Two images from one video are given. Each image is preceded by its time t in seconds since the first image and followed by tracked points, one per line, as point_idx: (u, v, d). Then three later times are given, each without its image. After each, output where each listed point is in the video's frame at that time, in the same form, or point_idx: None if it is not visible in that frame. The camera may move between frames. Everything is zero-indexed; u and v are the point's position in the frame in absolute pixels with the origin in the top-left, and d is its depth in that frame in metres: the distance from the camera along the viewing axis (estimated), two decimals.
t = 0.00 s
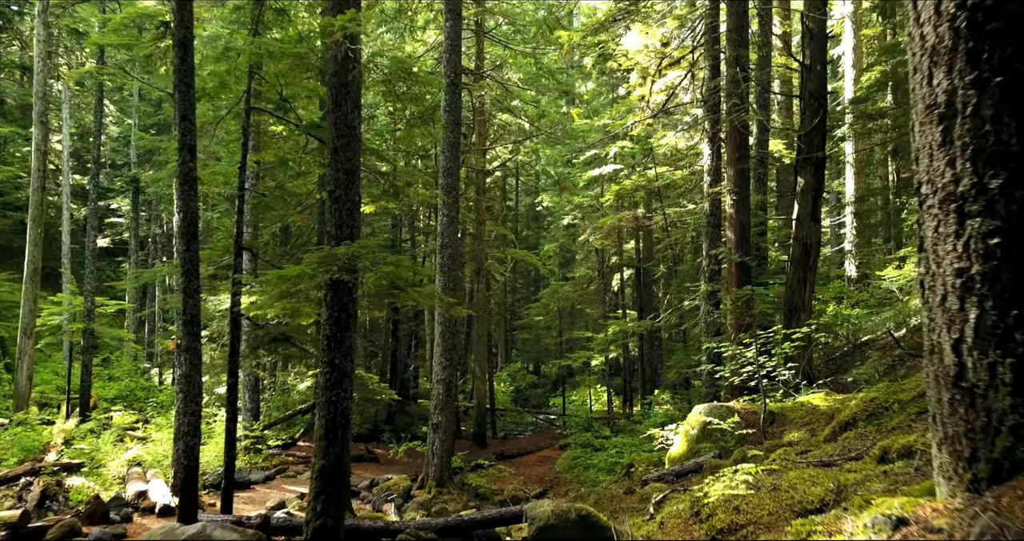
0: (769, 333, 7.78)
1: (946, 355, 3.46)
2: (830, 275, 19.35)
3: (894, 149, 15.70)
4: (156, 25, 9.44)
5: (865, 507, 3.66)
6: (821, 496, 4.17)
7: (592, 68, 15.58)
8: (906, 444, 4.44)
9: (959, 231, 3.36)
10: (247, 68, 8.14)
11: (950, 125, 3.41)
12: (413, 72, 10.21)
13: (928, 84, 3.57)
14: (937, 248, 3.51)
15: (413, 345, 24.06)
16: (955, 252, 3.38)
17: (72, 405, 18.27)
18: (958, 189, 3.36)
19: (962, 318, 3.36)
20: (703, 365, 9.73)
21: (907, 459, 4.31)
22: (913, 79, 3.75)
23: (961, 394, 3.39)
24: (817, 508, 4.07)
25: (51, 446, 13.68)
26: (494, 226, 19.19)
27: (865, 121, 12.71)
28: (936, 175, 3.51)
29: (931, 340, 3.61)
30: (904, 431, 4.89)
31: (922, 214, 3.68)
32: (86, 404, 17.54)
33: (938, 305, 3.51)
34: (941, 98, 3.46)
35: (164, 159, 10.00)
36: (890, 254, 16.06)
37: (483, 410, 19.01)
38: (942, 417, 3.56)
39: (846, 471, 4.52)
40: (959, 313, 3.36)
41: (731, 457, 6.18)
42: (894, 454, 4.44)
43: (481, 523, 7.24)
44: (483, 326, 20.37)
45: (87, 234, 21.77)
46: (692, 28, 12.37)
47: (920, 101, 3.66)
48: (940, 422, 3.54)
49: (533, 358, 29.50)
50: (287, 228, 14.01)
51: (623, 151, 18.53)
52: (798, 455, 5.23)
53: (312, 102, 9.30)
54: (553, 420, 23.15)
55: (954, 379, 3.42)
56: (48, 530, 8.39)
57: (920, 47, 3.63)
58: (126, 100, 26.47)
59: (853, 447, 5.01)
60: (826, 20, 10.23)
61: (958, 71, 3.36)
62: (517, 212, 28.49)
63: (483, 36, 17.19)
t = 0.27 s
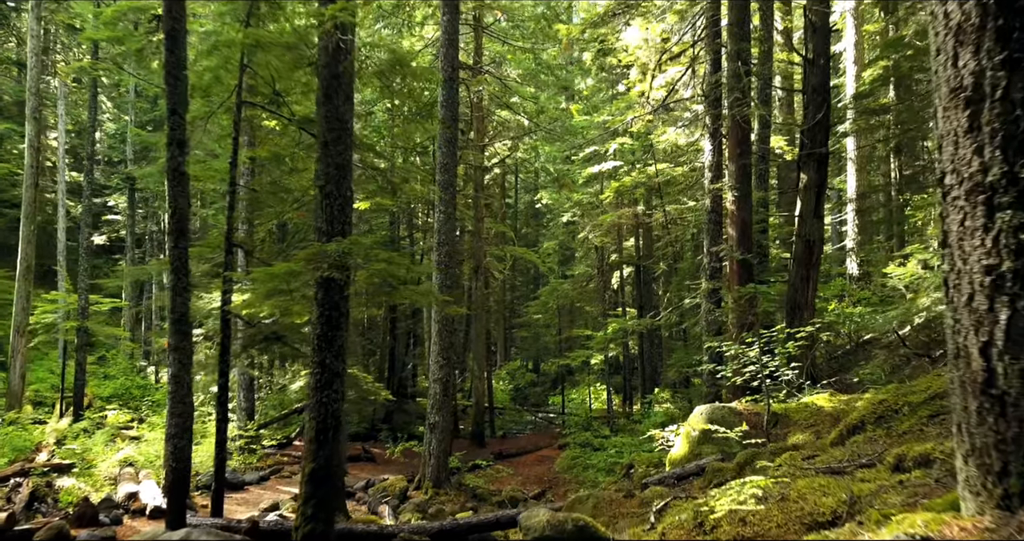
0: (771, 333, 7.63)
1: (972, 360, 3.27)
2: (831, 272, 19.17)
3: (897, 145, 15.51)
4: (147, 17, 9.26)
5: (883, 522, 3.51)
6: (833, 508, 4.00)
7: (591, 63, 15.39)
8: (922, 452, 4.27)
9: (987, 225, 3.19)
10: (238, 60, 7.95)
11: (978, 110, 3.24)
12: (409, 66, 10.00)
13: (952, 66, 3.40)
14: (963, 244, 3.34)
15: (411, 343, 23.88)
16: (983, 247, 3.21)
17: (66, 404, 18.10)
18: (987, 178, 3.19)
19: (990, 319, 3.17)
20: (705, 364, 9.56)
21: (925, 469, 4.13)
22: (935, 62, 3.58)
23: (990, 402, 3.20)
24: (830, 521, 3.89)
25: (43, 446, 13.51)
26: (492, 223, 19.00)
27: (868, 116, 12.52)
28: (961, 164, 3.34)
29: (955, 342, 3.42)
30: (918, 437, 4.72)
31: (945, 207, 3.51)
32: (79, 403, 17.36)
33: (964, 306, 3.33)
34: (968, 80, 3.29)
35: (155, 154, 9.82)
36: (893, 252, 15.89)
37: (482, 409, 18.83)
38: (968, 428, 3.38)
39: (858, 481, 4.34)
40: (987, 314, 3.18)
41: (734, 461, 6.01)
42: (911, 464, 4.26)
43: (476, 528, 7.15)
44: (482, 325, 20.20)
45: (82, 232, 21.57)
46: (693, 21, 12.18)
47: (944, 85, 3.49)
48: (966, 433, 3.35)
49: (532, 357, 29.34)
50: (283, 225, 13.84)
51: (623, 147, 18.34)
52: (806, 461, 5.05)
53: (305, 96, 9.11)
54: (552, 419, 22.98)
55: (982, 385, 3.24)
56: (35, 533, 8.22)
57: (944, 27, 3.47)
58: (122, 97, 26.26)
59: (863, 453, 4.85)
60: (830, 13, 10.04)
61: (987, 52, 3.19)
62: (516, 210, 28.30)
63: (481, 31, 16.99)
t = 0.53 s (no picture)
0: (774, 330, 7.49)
1: (998, 362, 3.12)
2: (833, 268, 19.03)
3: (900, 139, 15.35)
4: (137, 8, 9.09)
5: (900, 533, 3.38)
6: (843, 517, 3.86)
7: (590, 56, 15.23)
8: (937, 456, 4.13)
9: (1015, 216, 3.04)
10: (230, 52, 7.77)
11: (1005, 92, 3.10)
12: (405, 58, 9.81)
13: (976, 46, 3.26)
14: (988, 236, 3.19)
15: (409, 339, 23.76)
16: (1010, 240, 3.06)
17: (62, 401, 17.98)
18: (1014, 165, 3.05)
19: (1018, 319, 3.02)
20: (706, 361, 9.43)
21: (940, 475, 4.00)
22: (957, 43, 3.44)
23: (1017, 407, 3.06)
24: (840, 531, 3.76)
25: (37, 443, 13.39)
26: (491, 219, 18.85)
27: (872, 110, 12.35)
28: (986, 150, 3.20)
29: (977, 342, 3.28)
30: (928, 439, 4.59)
31: (967, 197, 3.37)
32: (74, 399, 17.24)
33: (988, 303, 3.18)
34: (993, 61, 3.15)
35: (147, 148, 9.67)
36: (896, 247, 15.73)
37: (480, 405, 18.71)
38: (992, 435, 3.23)
39: (869, 485, 4.20)
40: (1015, 312, 3.03)
41: (737, 461, 5.87)
42: (924, 468, 4.13)
43: (472, 528, 7.05)
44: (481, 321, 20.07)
45: (77, 227, 21.41)
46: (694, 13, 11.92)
47: (967, 66, 3.34)
48: (991, 441, 3.20)
49: (532, 352, 29.22)
50: (279, 220, 13.69)
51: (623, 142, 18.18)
52: (812, 463, 4.91)
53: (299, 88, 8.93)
54: (552, 415, 22.87)
55: (1008, 390, 3.09)
56: (25, 533, 8.09)
57: (967, 4, 3.33)
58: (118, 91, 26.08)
59: (872, 455, 4.71)
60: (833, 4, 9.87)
61: (1015, 29, 3.04)
62: (515, 204, 28.13)
63: (480, 24, 16.81)
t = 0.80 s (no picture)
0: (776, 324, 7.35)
1: None
2: (834, 261, 18.86)
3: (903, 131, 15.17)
4: None
5: None
6: (854, 523, 3.71)
7: (590, 47, 15.02)
8: (952, 460, 4.03)
9: None
10: (220, 40, 7.58)
11: None
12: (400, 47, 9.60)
13: (1004, 20, 3.10)
14: (1017, 225, 3.04)
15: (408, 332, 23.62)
16: None
17: (58, 395, 17.87)
18: None
19: None
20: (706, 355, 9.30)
21: (956, 481, 3.90)
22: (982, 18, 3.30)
23: None
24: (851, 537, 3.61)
25: (32, 438, 13.27)
26: (490, 211, 18.68)
27: (875, 101, 12.16)
28: (1014, 131, 3.05)
29: (1004, 341, 3.13)
30: (940, 441, 4.45)
31: (993, 183, 3.23)
32: (70, 393, 17.13)
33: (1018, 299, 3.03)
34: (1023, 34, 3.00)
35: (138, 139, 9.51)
36: (898, 240, 15.59)
37: (479, 399, 18.59)
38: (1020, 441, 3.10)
39: (879, 489, 4.06)
40: None
41: (739, 458, 5.74)
42: (939, 473, 4.00)
43: (468, 526, 6.93)
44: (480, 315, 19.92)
45: (73, 220, 21.24)
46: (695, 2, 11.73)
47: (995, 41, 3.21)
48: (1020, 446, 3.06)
49: (531, 346, 29.11)
50: (275, 213, 13.53)
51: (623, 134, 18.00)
52: (818, 463, 4.77)
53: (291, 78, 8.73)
54: (551, 409, 22.76)
55: None
56: (16, 530, 7.97)
57: None
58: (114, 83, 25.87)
59: (880, 456, 4.60)
60: None
61: None
62: (514, 197, 27.93)
63: (478, 15, 16.60)
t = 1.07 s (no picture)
0: (778, 316, 7.18)
1: None
2: (835, 251, 18.71)
3: (907, 119, 14.96)
4: None
5: None
6: (867, 531, 3.50)
7: (590, 34, 14.80)
8: (971, 463, 3.84)
9: None
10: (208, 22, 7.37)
11: None
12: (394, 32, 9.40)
13: None
14: None
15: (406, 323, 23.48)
16: None
17: (53, 386, 17.75)
18: None
19: None
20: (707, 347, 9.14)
21: (977, 485, 3.71)
22: None
23: None
24: None
25: (25, 430, 13.14)
26: (488, 201, 18.50)
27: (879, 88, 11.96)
28: None
29: None
30: (954, 441, 4.28)
31: None
32: (66, 384, 17.01)
33: None
34: None
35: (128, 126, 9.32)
36: (901, 230, 15.40)
37: (477, 390, 18.47)
38: None
39: (892, 491, 3.89)
40: None
41: (741, 455, 5.58)
42: (957, 476, 3.83)
43: (463, 522, 6.77)
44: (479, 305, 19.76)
45: (67, 209, 21.04)
46: None
47: None
48: None
49: (530, 336, 28.97)
50: (270, 203, 13.35)
51: (623, 123, 17.77)
52: (825, 462, 4.60)
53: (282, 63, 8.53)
54: (550, 399, 22.65)
55: None
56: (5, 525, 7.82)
57: None
58: (110, 71, 25.63)
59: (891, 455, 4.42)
60: None
61: None
62: (514, 187, 27.75)
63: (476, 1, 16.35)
